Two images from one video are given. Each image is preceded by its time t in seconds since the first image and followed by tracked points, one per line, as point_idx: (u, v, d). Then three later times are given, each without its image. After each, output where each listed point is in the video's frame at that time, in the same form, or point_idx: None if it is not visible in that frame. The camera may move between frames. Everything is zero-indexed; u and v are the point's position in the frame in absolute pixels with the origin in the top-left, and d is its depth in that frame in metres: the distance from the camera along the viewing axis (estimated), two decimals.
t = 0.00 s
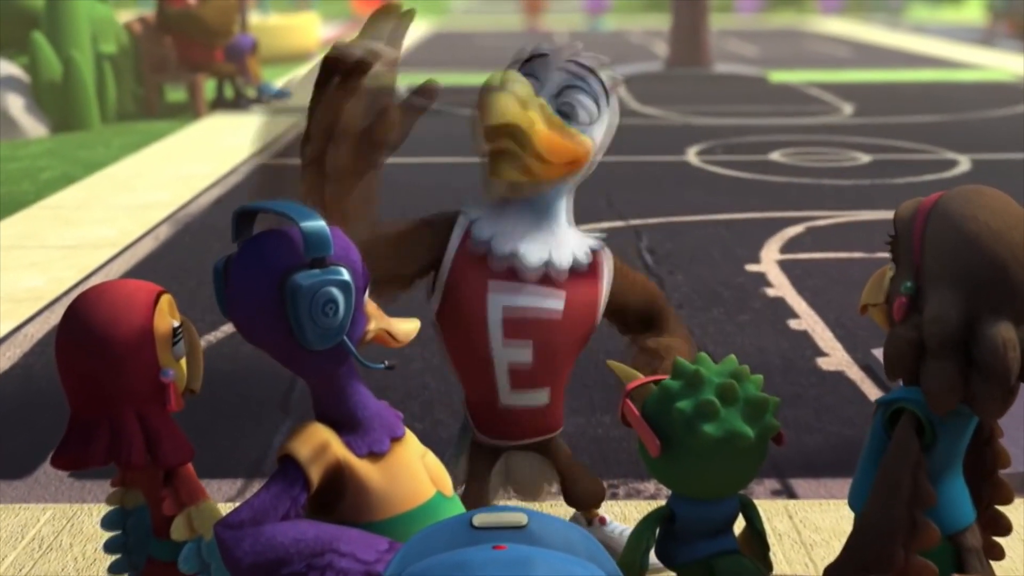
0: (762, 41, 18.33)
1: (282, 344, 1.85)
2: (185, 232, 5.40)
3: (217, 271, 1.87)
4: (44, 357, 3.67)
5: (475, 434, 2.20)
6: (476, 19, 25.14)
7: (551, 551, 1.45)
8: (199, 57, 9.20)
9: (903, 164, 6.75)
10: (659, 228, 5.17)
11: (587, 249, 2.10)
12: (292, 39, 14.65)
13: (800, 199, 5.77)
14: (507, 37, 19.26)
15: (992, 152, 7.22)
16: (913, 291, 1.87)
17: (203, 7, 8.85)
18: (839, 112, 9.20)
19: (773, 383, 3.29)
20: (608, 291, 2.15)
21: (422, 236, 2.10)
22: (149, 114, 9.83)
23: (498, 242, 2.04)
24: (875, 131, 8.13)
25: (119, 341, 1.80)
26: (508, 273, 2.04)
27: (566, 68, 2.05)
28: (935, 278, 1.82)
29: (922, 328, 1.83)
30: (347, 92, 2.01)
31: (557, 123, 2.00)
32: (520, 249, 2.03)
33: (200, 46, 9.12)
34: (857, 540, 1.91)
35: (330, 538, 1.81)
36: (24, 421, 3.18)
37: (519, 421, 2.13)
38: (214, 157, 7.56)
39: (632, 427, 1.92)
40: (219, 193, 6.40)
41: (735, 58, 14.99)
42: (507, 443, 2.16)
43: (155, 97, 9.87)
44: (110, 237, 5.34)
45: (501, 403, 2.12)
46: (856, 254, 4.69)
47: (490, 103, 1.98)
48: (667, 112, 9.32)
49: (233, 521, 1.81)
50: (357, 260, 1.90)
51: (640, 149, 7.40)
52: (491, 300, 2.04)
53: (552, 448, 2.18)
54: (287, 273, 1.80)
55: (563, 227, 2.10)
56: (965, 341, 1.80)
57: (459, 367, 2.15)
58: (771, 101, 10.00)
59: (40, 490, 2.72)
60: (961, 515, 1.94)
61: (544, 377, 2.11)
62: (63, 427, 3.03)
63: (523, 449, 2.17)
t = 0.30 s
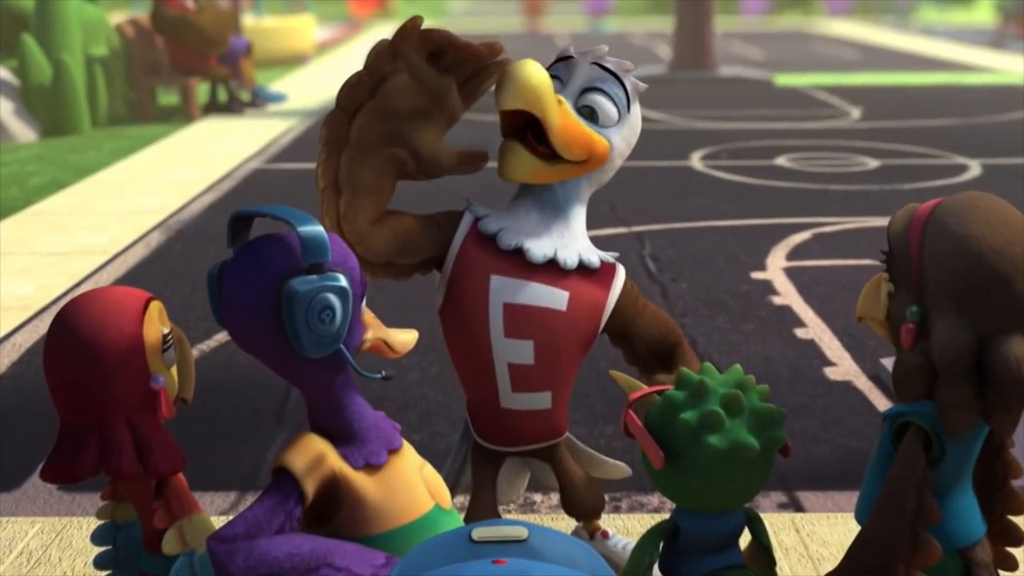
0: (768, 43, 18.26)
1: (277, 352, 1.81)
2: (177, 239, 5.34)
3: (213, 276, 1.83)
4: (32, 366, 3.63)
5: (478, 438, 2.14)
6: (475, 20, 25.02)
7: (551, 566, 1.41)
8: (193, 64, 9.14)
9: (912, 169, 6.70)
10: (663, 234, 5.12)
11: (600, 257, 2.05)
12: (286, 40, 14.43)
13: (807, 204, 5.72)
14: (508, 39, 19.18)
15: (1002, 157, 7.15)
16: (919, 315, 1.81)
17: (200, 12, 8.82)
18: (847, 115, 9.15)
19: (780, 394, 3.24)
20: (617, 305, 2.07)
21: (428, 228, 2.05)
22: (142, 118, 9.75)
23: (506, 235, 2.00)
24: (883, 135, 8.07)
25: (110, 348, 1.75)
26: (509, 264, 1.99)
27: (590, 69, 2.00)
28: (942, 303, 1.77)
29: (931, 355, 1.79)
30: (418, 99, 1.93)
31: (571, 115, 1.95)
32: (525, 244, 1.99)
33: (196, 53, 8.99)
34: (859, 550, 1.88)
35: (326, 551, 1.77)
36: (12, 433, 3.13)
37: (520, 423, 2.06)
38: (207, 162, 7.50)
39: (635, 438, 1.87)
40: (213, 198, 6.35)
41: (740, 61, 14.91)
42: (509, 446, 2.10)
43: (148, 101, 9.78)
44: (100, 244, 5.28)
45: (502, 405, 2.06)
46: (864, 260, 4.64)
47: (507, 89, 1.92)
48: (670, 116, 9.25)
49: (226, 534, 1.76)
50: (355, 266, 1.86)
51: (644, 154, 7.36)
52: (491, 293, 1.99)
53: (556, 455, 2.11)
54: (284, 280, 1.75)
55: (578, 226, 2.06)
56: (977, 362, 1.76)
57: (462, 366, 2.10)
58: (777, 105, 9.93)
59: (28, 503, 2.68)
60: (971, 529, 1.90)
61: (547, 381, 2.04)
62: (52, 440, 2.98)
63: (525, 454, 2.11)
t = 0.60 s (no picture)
0: (773, 45, 18.18)
1: (273, 361, 1.77)
2: (169, 245, 5.29)
3: (207, 282, 1.78)
4: (20, 376, 3.57)
5: (475, 453, 2.10)
6: (474, 22, 24.86)
7: None
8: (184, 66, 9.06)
9: (920, 174, 6.64)
10: (667, 240, 5.08)
11: (599, 265, 2.01)
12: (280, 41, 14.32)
13: (814, 210, 5.68)
14: (509, 41, 19.09)
15: (1012, 162, 7.10)
16: (929, 326, 1.76)
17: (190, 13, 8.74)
18: (855, 119, 9.09)
19: (788, 404, 3.19)
20: (618, 315, 2.03)
21: (421, 245, 2.02)
22: (133, 121, 9.66)
23: (500, 247, 1.97)
24: (891, 140, 8.01)
25: (100, 356, 1.71)
26: (504, 277, 1.95)
27: (579, 76, 1.96)
28: (953, 313, 1.73)
29: (943, 368, 1.74)
30: (400, 120, 1.88)
31: (563, 130, 1.90)
32: (521, 255, 1.95)
33: (189, 56, 8.89)
34: (863, 569, 1.84)
35: (322, 564, 1.72)
36: None
37: (519, 438, 2.03)
38: (200, 166, 7.44)
39: (638, 450, 1.83)
40: (206, 204, 6.29)
41: (745, 64, 14.86)
42: (508, 461, 2.06)
43: (139, 104, 9.67)
44: (89, 251, 5.23)
45: (501, 419, 2.02)
46: (873, 267, 4.59)
47: (495, 113, 1.85)
48: (673, 120, 9.19)
49: (220, 547, 1.71)
50: (353, 273, 1.81)
51: (648, 159, 7.31)
52: (485, 305, 1.96)
53: (556, 470, 2.08)
54: (280, 285, 1.71)
55: (576, 237, 2.02)
56: (990, 374, 1.72)
57: (458, 379, 2.06)
58: (783, 109, 9.87)
59: (16, 516, 2.64)
60: (983, 543, 1.85)
61: (545, 393, 2.00)
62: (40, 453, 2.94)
63: (525, 469, 2.07)
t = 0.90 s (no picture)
0: (777, 47, 18.10)
1: (268, 368, 1.72)
2: (161, 252, 5.23)
3: (202, 287, 1.74)
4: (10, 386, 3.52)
5: (474, 463, 2.06)
6: (474, 23, 24.77)
7: None
8: (176, 67, 8.92)
9: (928, 179, 6.59)
10: (670, 247, 5.03)
11: (603, 273, 1.97)
12: (276, 43, 14.24)
13: (820, 216, 5.63)
14: (510, 43, 19.01)
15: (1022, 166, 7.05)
16: (940, 334, 1.72)
17: (181, 13, 8.59)
18: (862, 122, 9.04)
19: (794, 415, 3.14)
20: (622, 325, 1.99)
21: (421, 252, 1.98)
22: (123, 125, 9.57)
23: (501, 254, 1.93)
24: (898, 144, 7.97)
25: (89, 365, 1.67)
26: (505, 284, 1.92)
27: (578, 79, 1.92)
28: (963, 321, 1.68)
29: (954, 377, 1.70)
30: (376, 126, 1.83)
31: (565, 137, 1.86)
32: (523, 263, 1.91)
33: (180, 55, 8.80)
34: None
35: None
36: None
37: (519, 447, 1.98)
38: (193, 171, 7.38)
39: (640, 463, 1.79)
40: (199, 209, 6.23)
41: (750, 66, 14.81)
42: (508, 472, 2.01)
43: (131, 108, 9.58)
44: (80, 257, 5.16)
45: (501, 429, 1.98)
46: (881, 275, 4.55)
47: (498, 127, 1.79)
48: (676, 123, 9.13)
49: (212, 560, 1.67)
50: (351, 281, 1.78)
51: (652, 163, 7.26)
52: (486, 314, 1.92)
53: (556, 481, 2.03)
54: (276, 290, 1.67)
55: (579, 243, 1.98)
56: (1001, 383, 1.68)
57: (457, 387, 2.01)
58: (788, 112, 9.81)
59: (4, 529, 2.60)
60: (994, 557, 1.81)
61: (546, 403, 1.96)
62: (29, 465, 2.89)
63: (525, 480, 2.03)
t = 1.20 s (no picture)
0: (783, 49, 18.04)
1: (262, 376, 1.68)
2: (152, 259, 5.13)
3: (196, 292, 1.70)
4: None
5: (474, 473, 2.01)
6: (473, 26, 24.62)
7: None
8: (169, 70, 8.64)
9: (939, 183, 6.54)
10: (674, 254, 4.97)
11: (608, 283, 1.93)
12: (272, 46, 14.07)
13: (829, 222, 5.57)
14: (512, 45, 18.91)
15: None
16: (950, 343, 1.67)
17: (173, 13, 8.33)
18: (870, 126, 8.99)
19: (801, 425, 3.09)
20: (625, 336, 1.95)
21: (427, 251, 1.94)
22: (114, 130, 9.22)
23: (506, 258, 1.88)
24: (908, 148, 7.90)
25: (81, 376, 1.63)
26: (507, 290, 1.87)
27: (598, 83, 1.88)
28: (974, 330, 1.64)
29: (964, 387, 1.66)
30: (399, 114, 1.80)
31: (574, 133, 1.82)
32: (526, 268, 1.87)
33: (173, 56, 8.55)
34: None
35: None
36: None
37: (520, 458, 1.94)
38: (184, 177, 7.27)
39: (642, 476, 1.75)
40: (191, 215, 6.13)
41: (756, 69, 14.73)
42: (508, 483, 1.97)
43: (121, 110, 9.27)
44: (70, 264, 5.05)
45: (502, 440, 1.93)
46: (890, 282, 4.50)
47: (507, 108, 1.78)
48: (681, 127, 9.06)
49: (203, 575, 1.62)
50: (349, 288, 1.73)
51: (656, 168, 7.20)
52: (488, 321, 1.87)
53: (558, 494, 1.99)
54: (272, 296, 1.63)
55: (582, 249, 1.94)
56: (1011, 393, 1.65)
57: (457, 394, 1.97)
58: (795, 116, 9.74)
59: None
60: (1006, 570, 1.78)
61: (546, 413, 1.92)
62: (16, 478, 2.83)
63: (526, 493, 1.99)
